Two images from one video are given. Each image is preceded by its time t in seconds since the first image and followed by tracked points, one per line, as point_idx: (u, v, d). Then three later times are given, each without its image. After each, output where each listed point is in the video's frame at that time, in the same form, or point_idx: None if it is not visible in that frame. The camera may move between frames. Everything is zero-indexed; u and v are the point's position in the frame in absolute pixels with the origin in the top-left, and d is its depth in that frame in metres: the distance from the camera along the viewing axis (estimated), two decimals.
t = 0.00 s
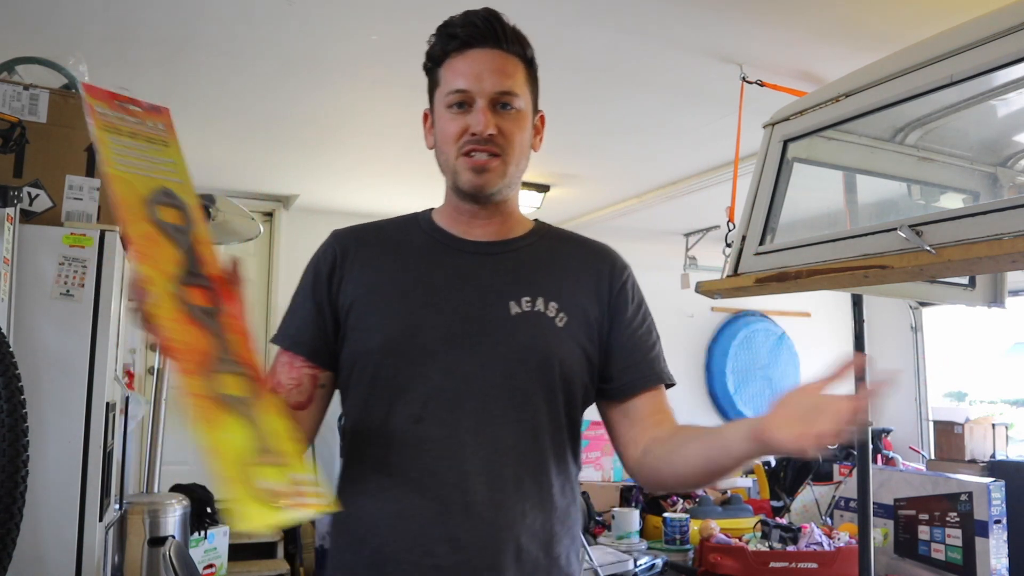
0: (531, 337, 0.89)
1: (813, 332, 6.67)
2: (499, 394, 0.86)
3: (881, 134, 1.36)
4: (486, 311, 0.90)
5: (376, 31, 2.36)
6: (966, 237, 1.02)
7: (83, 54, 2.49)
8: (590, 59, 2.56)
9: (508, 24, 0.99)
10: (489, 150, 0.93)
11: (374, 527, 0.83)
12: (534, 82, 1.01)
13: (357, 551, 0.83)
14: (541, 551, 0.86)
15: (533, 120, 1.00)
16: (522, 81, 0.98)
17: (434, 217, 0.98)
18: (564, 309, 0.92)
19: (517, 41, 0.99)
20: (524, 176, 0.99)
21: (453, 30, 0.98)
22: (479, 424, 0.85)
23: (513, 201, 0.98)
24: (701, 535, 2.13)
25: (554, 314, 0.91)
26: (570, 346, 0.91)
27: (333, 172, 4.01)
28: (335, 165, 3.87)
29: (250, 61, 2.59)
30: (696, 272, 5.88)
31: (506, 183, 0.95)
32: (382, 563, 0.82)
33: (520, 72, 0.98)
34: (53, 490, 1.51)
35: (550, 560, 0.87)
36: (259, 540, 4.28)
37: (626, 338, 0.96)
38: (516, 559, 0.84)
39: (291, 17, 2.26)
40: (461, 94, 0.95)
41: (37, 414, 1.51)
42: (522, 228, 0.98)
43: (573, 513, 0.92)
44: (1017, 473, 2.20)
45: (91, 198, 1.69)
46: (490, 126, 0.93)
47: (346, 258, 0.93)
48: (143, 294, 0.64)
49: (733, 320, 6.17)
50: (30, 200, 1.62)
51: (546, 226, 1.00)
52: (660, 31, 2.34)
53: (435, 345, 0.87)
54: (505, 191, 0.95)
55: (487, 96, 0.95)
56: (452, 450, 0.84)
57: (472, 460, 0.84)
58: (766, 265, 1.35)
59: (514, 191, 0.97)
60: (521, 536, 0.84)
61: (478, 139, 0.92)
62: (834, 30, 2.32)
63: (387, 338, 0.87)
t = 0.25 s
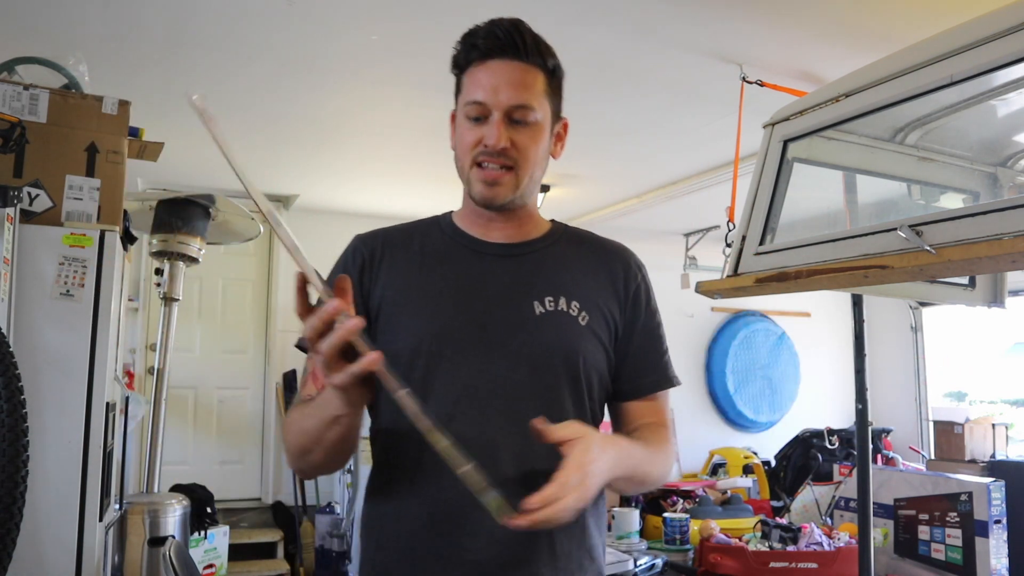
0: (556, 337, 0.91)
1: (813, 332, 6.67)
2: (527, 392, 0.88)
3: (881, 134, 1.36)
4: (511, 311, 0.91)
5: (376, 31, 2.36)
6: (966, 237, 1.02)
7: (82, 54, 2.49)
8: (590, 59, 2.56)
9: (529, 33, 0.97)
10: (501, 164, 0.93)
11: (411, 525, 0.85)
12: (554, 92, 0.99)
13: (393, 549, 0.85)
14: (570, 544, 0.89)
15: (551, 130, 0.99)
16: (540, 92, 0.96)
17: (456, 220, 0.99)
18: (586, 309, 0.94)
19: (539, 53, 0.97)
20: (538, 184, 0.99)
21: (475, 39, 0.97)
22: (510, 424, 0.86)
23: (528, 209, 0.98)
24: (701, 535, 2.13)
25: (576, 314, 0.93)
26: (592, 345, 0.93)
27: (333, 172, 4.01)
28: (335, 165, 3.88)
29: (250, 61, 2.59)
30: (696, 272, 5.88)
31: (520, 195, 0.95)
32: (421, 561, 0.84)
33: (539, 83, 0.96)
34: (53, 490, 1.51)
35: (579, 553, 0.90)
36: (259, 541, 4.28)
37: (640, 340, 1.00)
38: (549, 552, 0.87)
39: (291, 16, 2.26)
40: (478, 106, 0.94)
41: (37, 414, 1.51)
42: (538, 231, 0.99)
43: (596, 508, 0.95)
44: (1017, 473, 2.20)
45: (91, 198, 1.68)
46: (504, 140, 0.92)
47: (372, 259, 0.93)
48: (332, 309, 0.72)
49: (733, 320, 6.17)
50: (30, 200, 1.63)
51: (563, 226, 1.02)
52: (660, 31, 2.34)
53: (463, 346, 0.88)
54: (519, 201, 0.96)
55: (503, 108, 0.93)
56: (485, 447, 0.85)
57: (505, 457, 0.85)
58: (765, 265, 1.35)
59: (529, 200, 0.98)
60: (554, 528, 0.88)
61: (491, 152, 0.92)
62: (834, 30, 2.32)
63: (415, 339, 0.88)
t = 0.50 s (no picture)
0: (564, 346, 0.91)
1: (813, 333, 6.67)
2: (535, 400, 0.88)
3: (881, 134, 1.36)
4: (520, 319, 0.91)
5: (376, 31, 2.36)
6: (966, 237, 1.02)
7: (82, 54, 2.49)
8: (590, 59, 2.56)
9: (556, 48, 0.94)
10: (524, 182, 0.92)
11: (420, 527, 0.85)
12: (575, 107, 0.98)
13: (401, 550, 0.85)
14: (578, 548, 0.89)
15: (571, 144, 0.97)
16: (563, 107, 0.94)
17: (467, 222, 0.98)
18: (593, 316, 0.94)
19: (565, 67, 0.95)
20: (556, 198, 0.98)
21: (502, 52, 0.94)
22: (517, 429, 0.87)
23: (544, 223, 0.97)
24: (701, 535, 2.13)
25: (584, 323, 0.93)
26: (599, 354, 0.93)
27: (334, 172, 4.01)
28: (335, 165, 3.88)
29: (250, 61, 2.59)
30: (696, 272, 5.88)
31: (539, 212, 0.94)
32: (428, 563, 0.84)
33: (563, 99, 0.94)
34: (54, 490, 1.51)
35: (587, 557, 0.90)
36: (259, 541, 4.28)
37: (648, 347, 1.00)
38: (557, 555, 0.87)
39: (291, 17, 2.26)
40: (503, 121, 0.92)
41: (37, 414, 1.51)
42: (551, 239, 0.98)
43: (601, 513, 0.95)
44: (1017, 473, 2.20)
45: (91, 198, 1.68)
46: (528, 157, 0.90)
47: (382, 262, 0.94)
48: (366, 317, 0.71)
49: (733, 320, 6.17)
50: (30, 200, 1.63)
51: (573, 231, 1.02)
52: (660, 32, 2.35)
53: (471, 352, 0.89)
54: (538, 217, 0.95)
55: (527, 125, 0.92)
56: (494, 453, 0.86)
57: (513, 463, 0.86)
58: (766, 266, 1.35)
59: (546, 214, 0.97)
60: (561, 533, 0.88)
61: (514, 170, 0.90)
62: (834, 30, 2.32)
63: (425, 346, 0.89)
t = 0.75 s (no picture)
0: (560, 347, 0.91)
1: (813, 332, 6.68)
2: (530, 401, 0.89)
3: (881, 134, 1.36)
4: (516, 320, 0.91)
5: (376, 31, 2.36)
6: (966, 237, 1.02)
7: (82, 54, 2.49)
8: (590, 59, 2.56)
9: (564, 60, 0.93)
10: (532, 195, 0.91)
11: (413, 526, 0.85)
12: (580, 117, 0.97)
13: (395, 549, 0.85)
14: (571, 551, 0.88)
15: (576, 153, 0.97)
16: (571, 119, 0.93)
17: (467, 224, 0.98)
18: (590, 318, 0.94)
19: (574, 78, 0.93)
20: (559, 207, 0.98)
21: (510, 65, 0.92)
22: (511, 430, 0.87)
23: (546, 230, 0.97)
24: (701, 535, 2.13)
25: (580, 324, 0.93)
26: (595, 356, 0.93)
27: (334, 172, 4.01)
28: (335, 165, 3.88)
29: (250, 61, 2.59)
30: (696, 272, 5.89)
31: (544, 222, 0.94)
32: (420, 562, 0.84)
33: (571, 112, 0.93)
34: (54, 491, 1.51)
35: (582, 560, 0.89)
36: (259, 541, 4.29)
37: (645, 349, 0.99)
38: (549, 557, 0.86)
39: (291, 17, 2.26)
40: (512, 135, 0.90)
41: (37, 414, 1.51)
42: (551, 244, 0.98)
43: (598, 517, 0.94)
44: (1017, 473, 2.20)
45: (91, 198, 1.68)
46: (537, 173, 0.90)
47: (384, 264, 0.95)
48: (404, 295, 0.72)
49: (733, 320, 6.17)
50: (30, 200, 1.63)
51: (573, 232, 1.02)
52: (660, 32, 2.35)
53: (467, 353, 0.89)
54: (542, 226, 0.95)
55: (537, 140, 0.90)
56: (487, 452, 0.86)
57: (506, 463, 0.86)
58: (765, 265, 1.35)
59: (549, 223, 0.97)
60: (553, 535, 0.87)
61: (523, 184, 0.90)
62: (834, 30, 2.32)
63: (422, 346, 0.90)
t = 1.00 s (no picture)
0: (552, 345, 0.91)
1: (813, 332, 6.68)
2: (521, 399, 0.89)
3: (881, 134, 1.36)
4: (508, 318, 0.91)
5: (376, 31, 2.36)
6: (966, 238, 1.02)
7: (82, 54, 2.49)
8: (590, 59, 2.56)
9: (557, 54, 0.93)
10: (525, 186, 0.92)
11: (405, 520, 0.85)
12: (573, 111, 0.97)
13: (387, 546, 0.86)
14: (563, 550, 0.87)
15: (569, 146, 0.97)
16: (563, 112, 0.93)
17: (461, 220, 0.99)
18: (582, 317, 0.94)
19: (566, 72, 0.94)
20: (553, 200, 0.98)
21: (503, 57, 0.92)
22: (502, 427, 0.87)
23: (541, 224, 0.97)
24: (701, 535, 2.13)
25: (572, 323, 0.93)
26: (587, 354, 0.93)
27: (334, 172, 4.01)
28: (335, 165, 3.88)
29: (250, 61, 2.58)
30: (696, 272, 5.89)
31: (538, 214, 0.94)
32: (412, 560, 0.84)
33: (563, 104, 0.93)
34: (54, 491, 1.51)
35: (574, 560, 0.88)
36: (259, 541, 4.29)
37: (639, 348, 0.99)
38: (538, 556, 0.85)
39: (291, 17, 2.26)
40: (504, 126, 0.91)
41: (37, 413, 1.51)
42: (547, 240, 0.98)
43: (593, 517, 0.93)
44: (1017, 473, 2.20)
45: (91, 198, 1.68)
46: (529, 164, 0.90)
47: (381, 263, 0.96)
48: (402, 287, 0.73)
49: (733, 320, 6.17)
50: (30, 200, 1.62)
51: (569, 230, 1.02)
52: (660, 31, 2.34)
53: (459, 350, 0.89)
54: (536, 219, 0.95)
55: (529, 132, 0.91)
56: (476, 449, 0.86)
57: (495, 461, 0.86)
58: (765, 265, 1.35)
59: (543, 216, 0.97)
60: (543, 533, 0.86)
61: (514, 174, 0.90)
62: (834, 30, 2.32)
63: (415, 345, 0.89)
